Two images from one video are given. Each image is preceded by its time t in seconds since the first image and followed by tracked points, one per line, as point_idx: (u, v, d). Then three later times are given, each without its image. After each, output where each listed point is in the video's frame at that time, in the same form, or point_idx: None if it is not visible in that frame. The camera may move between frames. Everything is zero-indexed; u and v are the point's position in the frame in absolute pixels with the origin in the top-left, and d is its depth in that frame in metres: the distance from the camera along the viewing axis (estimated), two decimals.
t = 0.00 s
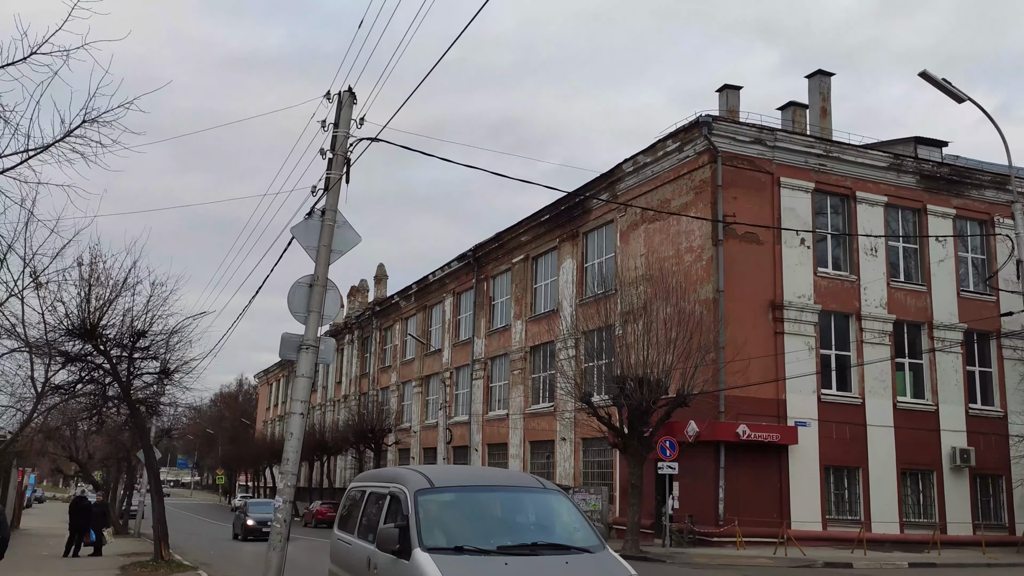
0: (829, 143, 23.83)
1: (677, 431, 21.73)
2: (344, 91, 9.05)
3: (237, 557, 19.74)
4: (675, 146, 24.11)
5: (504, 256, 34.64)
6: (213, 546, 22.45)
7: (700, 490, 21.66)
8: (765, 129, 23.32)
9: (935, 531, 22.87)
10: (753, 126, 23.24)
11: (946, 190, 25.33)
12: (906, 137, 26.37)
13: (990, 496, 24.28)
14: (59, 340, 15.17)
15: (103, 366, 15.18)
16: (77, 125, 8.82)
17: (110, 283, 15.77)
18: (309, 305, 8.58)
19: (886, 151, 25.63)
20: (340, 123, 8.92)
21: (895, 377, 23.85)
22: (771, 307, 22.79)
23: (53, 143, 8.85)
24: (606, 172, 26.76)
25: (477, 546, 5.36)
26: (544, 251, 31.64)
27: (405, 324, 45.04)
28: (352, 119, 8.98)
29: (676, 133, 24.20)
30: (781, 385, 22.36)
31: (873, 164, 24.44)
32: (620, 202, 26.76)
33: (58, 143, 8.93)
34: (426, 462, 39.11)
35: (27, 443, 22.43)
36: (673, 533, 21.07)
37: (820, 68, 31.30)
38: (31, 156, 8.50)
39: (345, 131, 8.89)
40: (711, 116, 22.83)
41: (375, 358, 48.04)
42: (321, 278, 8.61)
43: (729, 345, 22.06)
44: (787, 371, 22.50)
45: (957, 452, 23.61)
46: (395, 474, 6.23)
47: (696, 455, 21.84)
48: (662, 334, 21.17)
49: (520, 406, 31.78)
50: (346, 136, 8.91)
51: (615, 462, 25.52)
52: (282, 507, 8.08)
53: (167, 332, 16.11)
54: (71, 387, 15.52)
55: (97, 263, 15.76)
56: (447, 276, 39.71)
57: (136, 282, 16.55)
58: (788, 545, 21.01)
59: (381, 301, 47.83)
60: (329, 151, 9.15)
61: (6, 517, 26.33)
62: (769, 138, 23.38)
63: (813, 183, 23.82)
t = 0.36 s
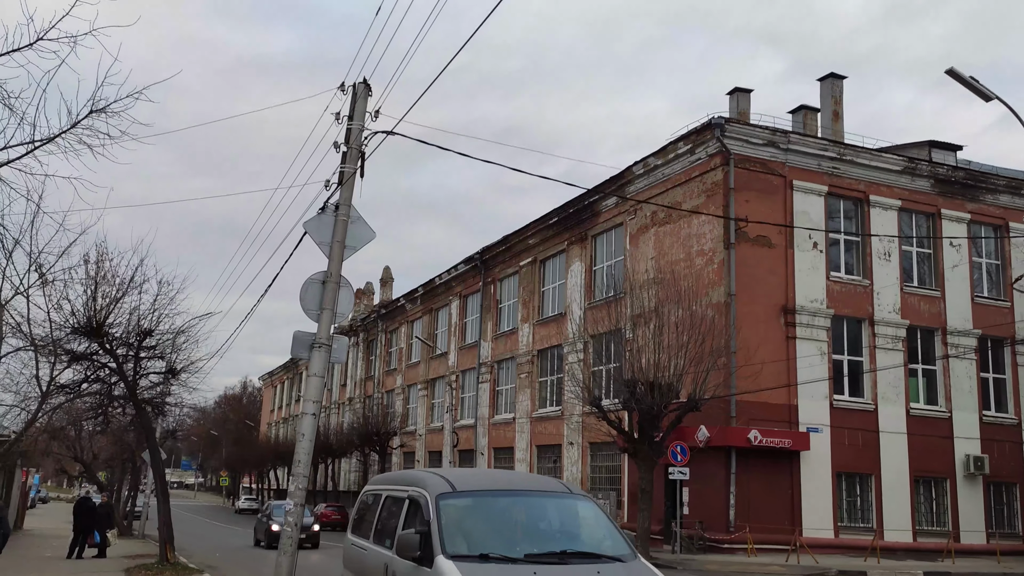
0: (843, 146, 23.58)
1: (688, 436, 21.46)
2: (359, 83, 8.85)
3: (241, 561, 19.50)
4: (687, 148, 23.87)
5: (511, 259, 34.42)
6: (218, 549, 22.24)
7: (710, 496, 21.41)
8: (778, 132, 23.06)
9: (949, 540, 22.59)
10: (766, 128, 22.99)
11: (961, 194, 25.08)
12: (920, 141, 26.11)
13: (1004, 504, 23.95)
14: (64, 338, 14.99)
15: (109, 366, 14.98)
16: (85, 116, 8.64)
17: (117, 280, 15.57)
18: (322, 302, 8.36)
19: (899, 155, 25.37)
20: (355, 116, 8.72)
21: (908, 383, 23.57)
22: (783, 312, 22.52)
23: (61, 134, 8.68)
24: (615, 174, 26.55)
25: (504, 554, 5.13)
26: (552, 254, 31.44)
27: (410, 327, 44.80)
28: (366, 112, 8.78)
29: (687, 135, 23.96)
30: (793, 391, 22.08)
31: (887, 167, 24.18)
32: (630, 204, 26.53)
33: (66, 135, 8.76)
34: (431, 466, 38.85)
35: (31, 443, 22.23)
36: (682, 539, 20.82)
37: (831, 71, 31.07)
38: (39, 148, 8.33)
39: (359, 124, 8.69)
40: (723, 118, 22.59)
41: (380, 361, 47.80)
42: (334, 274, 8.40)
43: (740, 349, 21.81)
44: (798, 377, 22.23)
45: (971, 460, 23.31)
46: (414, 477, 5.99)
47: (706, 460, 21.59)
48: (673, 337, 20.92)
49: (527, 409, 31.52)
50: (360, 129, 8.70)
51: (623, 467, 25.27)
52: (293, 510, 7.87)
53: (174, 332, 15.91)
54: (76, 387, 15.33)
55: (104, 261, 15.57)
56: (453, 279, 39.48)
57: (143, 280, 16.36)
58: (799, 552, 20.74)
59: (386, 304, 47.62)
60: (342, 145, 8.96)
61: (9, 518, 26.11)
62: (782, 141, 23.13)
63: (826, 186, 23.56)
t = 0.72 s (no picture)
0: (855, 148, 23.25)
1: (696, 441, 21.07)
2: (371, 71, 8.44)
3: (243, 566, 19.09)
4: (696, 149, 23.50)
5: (515, 261, 34.04)
6: (216, 553, 21.85)
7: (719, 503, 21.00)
8: (789, 133, 22.73)
9: (961, 550, 22.19)
10: (777, 129, 22.64)
11: (974, 198, 24.77)
12: (932, 144, 25.75)
13: (1016, 514, 23.56)
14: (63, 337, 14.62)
15: (108, 365, 14.60)
16: (85, 104, 8.30)
17: (117, 278, 15.19)
18: (330, 299, 7.98)
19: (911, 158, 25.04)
20: (366, 106, 8.32)
21: (920, 390, 23.19)
22: (793, 316, 22.16)
23: (58, 123, 8.30)
24: (623, 176, 26.19)
25: (529, 567, 4.74)
26: (557, 256, 31.08)
27: (412, 329, 44.41)
28: (378, 102, 8.39)
29: (697, 136, 23.60)
30: (803, 397, 21.70)
31: (899, 170, 23.85)
32: (637, 206, 26.18)
33: (64, 124, 8.41)
34: (431, 470, 38.47)
35: (27, 444, 21.86)
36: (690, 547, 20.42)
37: (841, 73, 30.73)
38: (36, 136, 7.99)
39: (371, 114, 8.28)
40: (734, 119, 22.24)
41: (380, 363, 47.40)
42: (343, 270, 8.02)
43: (750, 354, 21.43)
44: (808, 383, 21.85)
45: (984, 468, 22.94)
46: (429, 483, 5.59)
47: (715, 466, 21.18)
48: (682, 341, 20.54)
49: (529, 413, 31.15)
50: (372, 119, 8.30)
51: (628, 473, 24.90)
52: (299, 516, 7.49)
53: (175, 331, 15.53)
54: (75, 386, 14.95)
55: (104, 258, 15.20)
56: (455, 281, 39.12)
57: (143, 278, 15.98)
58: (809, 562, 20.33)
59: (388, 306, 47.23)
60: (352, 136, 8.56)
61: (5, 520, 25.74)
62: (793, 142, 22.79)
63: (837, 188, 23.22)
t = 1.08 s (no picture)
0: (863, 146, 23.03)
1: (701, 440, 20.82)
2: (385, 54, 8.23)
3: (245, 564, 18.81)
4: (703, 145, 23.27)
5: (517, 258, 33.79)
6: (215, 551, 21.59)
7: (725, 502, 20.78)
8: (797, 129, 22.50)
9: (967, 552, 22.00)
10: (785, 126, 22.42)
11: (981, 198, 24.56)
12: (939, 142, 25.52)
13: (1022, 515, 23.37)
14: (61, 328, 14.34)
15: (108, 357, 14.34)
16: (90, 85, 8.05)
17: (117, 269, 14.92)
18: (342, 288, 7.74)
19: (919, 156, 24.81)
20: (381, 90, 8.11)
21: (926, 390, 23.00)
22: (800, 314, 21.95)
23: (61, 104, 8.03)
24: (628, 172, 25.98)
25: (562, 568, 4.51)
26: (559, 253, 30.86)
27: (412, 325, 44.14)
28: (392, 85, 8.17)
29: (703, 131, 23.35)
30: (809, 396, 21.50)
31: (907, 168, 23.63)
32: (642, 203, 25.96)
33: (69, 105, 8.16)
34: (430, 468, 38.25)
35: (23, 438, 21.58)
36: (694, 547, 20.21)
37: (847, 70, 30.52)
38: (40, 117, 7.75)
39: (385, 98, 8.08)
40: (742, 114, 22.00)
41: (379, 359, 47.13)
42: (356, 258, 7.79)
43: (756, 352, 21.20)
44: (815, 382, 21.63)
45: (990, 469, 22.75)
46: (452, 479, 5.34)
47: (721, 466, 20.95)
48: (688, 339, 20.30)
49: (531, 411, 30.92)
50: (386, 104, 8.08)
51: (631, 471, 24.68)
52: (310, 513, 7.26)
53: (176, 323, 15.27)
54: (73, 379, 14.68)
55: (104, 248, 14.93)
56: (456, 278, 38.85)
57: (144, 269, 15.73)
58: (815, 562, 20.12)
59: (387, 302, 46.96)
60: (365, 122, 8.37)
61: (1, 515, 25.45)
62: (800, 139, 22.57)
63: (844, 186, 23.00)
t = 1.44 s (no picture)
0: (866, 145, 22.86)
1: (702, 440, 20.61)
2: (395, 37, 8.01)
3: (241, 562, 18.54)
4: (705, 142, 23.08)
5: (514, 255, 33.58)
6: (209, 548, 21.30)
7: (724, 503, 20.59)
8: (800, 127, 22.34)
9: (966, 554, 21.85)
10: (788, 124, 22.26)
11: (983, 199, 24.41)
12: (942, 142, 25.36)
13: (1021, 518, 23.23)
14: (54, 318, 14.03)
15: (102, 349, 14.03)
16: (90, 64, 7.81)
17: (112, 259, 14.62)
18: (350, 278, 7.49)
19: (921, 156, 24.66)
20: (391, 74, 7.89)
21: (927, 391, 22.84)
22: (802, 314, 21.77)
23: (59, 83, 7.78)
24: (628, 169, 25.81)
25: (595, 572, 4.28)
26: (557, 250, 30.64)
27: (407, 323, 43.84)
28: (402, 69, 7.96)
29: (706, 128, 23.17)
30: (810, 397, 21.32)
31: (909, 168, 23.47)
32: (642, 201, 25.77)
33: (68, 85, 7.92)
34: (425, 466, 38.01)
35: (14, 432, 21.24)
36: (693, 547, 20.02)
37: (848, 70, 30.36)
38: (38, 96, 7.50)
39: (395, 82, 7.86)
40: (746, 111, 21.82)
41: (374, 356, 46.83)
42: (363, 247, 7.54)
43: (758, 351, 20.99)
44: (816, 382, 21.45)
45: (990, 472, 22.61)
46: (471, 477, 5.09)
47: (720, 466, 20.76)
48: (689, 337, 20.09)
49: (527, 409, 30.71)
50: (396, 88, 7.86)
51: (629, 471, 24.49)
52: (314, 511, 7.01)
53: (171, 315, 14.98)
54: (65, 371, 14.36)
55: (98, 238, 14.63)
56: (452, 275, 38.59)
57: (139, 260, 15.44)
58: (814, 564, 19.94)
59: (382, 299, 46.68)
60: (374, 106, 8.15)
61: None
62: (804, 137, 22.41)
63: (847, 186, 22.83)
